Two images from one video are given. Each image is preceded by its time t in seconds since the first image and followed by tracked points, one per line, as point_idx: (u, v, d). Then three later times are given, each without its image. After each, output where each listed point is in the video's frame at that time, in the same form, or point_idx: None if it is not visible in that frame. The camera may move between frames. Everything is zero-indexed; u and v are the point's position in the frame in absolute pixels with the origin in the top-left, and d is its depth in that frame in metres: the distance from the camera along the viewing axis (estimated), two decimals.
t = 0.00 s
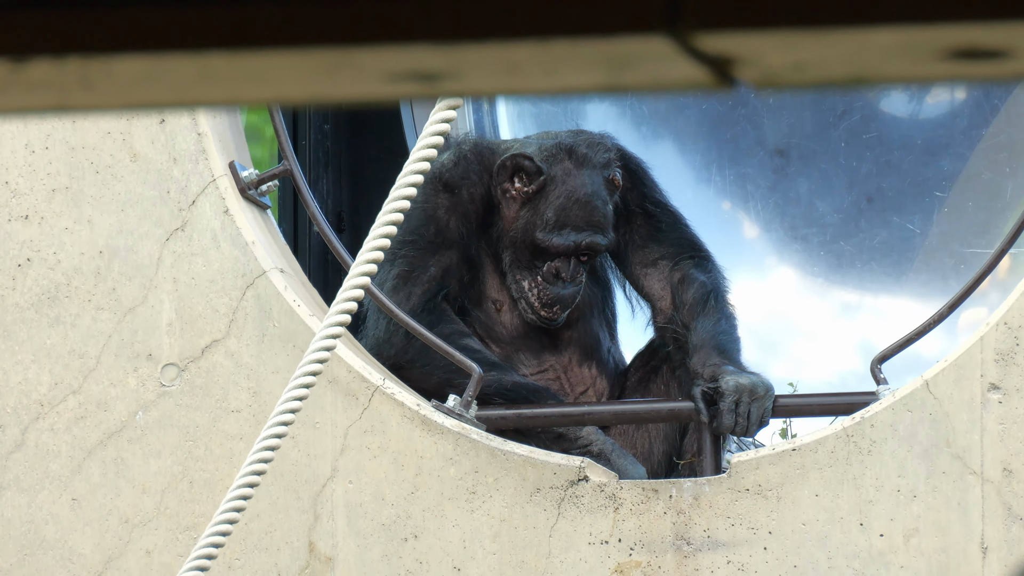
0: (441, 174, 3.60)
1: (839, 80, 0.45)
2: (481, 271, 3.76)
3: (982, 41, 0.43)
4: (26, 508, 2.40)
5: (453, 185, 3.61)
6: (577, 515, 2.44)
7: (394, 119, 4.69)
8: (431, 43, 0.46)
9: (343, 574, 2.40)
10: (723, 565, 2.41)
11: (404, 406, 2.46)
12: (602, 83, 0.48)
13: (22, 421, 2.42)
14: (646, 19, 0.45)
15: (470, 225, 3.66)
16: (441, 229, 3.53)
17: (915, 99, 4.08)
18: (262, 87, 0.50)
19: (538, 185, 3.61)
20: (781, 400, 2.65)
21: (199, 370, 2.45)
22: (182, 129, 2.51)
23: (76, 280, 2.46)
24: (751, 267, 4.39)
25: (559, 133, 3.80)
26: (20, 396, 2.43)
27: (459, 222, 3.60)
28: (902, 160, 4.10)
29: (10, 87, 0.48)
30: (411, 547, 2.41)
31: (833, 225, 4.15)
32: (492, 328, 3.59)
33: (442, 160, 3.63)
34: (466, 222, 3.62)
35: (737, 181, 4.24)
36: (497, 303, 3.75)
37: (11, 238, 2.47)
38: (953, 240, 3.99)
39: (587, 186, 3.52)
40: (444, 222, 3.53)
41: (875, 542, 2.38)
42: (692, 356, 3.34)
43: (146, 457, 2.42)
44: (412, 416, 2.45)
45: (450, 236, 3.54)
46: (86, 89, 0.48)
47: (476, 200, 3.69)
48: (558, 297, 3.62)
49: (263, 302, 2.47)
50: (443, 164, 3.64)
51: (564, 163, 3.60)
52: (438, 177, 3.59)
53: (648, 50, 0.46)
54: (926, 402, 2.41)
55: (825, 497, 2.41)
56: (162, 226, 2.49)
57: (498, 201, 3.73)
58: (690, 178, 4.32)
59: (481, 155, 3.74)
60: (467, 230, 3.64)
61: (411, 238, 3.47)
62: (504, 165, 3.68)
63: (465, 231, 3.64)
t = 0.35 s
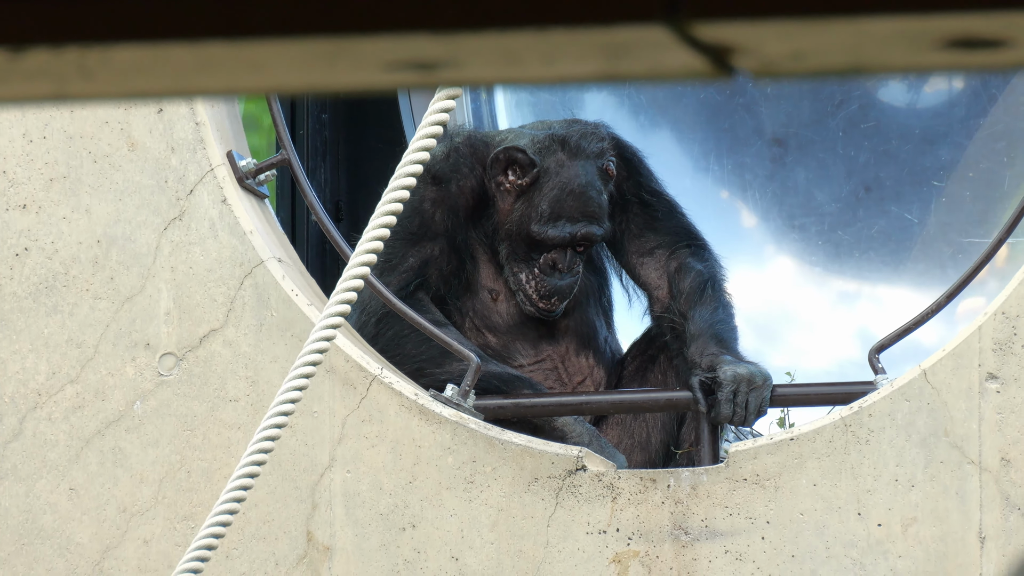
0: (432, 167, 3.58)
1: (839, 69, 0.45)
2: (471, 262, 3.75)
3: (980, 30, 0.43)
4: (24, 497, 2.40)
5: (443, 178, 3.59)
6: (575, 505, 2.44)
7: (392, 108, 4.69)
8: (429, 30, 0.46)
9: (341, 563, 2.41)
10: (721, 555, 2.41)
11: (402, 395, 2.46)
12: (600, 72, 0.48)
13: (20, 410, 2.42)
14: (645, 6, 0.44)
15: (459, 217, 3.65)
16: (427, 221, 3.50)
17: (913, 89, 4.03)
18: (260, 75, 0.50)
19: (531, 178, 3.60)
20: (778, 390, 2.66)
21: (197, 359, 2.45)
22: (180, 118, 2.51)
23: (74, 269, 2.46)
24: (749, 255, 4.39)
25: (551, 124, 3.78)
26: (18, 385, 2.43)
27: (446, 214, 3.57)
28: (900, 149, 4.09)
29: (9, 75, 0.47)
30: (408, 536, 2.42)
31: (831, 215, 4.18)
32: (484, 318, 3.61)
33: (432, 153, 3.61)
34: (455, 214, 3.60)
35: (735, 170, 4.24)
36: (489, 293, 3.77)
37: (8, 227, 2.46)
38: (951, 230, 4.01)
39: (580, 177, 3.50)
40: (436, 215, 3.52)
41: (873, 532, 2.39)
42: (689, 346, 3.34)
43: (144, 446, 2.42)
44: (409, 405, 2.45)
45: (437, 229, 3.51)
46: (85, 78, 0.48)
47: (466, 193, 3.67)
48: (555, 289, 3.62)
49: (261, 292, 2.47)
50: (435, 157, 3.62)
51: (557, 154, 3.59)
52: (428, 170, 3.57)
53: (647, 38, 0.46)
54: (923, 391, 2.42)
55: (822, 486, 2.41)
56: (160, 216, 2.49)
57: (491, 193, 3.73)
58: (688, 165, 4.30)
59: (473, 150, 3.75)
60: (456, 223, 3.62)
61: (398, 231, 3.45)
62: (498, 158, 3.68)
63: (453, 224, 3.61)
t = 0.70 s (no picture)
0: (427, 168, 3.57)
1: (837, 66, 0.46)
2: (468, 262, 3.75)
3: (979, 30, 0.43)
4: (21, 495, 2.40)
5: (437, 179, 3.58)
6: (573, 503, 2.44)
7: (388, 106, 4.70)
8: (427, 29, 0.46)
9: (338, 561, 2.40)
10: (718, 553, 2.42)
11: (400, 394, 2.46)
12: (598, 71, 0.48)
13: (18, 409, 2.42)
14: (643, 6, 0.44)
15: (455, 217, 3.63)
16: (422, 222, 3.50)
17: (911, 86, 4.02)
18: (258, 71, 0.49)
19: (525, 175, 3.59)
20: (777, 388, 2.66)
21: (195, 357, 2.45)
22: (178, 116, 2.50)
23: (71, 268, 2.46)
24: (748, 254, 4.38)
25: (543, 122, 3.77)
26: (15, 383, 2.43)
27: (442, 215, 3.56)
28: (897, 148, 4.08)
29: (7, 74, 0.47)
30: (406, 534, 2.42)
31: (829, 212, 4.15)
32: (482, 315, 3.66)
33: (427, 154, 3.60)
34: (450, 215, 3.59)
35: (732, 168, 4.21)
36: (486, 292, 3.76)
37: (6, 225, 2.46)
38: (948, 228, 3.99)
39: (574, 175, 3.51)
40: (430, 216, 3.52)
41: (870, 530, 2.39)
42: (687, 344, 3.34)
43: (142, 445, 2.42)
44: (407, 403, 2.45)
45: (432, 230, 3.52)
46: (82, 76, 0.48)
47: (461, 194, 3.66)
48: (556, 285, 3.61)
49: (258, 290, 2.47)
50: (430, 158, 3.61)
51: (551, 152, 3.60)
52: (422, 172, 3.55)
53: (645, 37, 0.46)
54: (921, 389, 2.42)
55: (820, 485, 2.42)
56: (158, 214, 2.48)
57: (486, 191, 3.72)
58: (686, 164, 4.30)
59: (469, 149, 3.72)
60: (452, 224, 3.62)
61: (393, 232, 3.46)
62: (492, 156, 3.66)
63: (448, 225, 3.60)
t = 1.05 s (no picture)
0: (415, 174, 3.55)
1: (832, 69, 0.45)
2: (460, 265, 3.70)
3: (975, 31, 0.43)
4: (18, 498, 2.40)
5: (426, 184, 3.55)
6: (570, 506, 2.44)
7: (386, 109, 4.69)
8: (424, 32, 0.46)
9: (335, 564, 2.40)
10: (715, 556, 2.41)
11: (396, 397, 2.46)
12: (594, 74, 0.48)
13: (14, 412, 2.42)
14: (639, 8, 0.44)
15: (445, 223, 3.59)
16: (404, 226, 3.47)
17: (907, 89, 4.05)
18: (253, 74, 0.49)
19: (533, 158, 3.66)
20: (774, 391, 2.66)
21: (191, 361, 2.44)
22: (174, 120, 2.50)
23: (68, 271, 2.46)
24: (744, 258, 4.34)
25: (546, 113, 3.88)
26: (12, 386, 2.43)
27: (429, 221, 3.51)
28: (894, 151, 4.09)
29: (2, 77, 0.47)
30: (403, 538, 2.42)
31: (826, 215, 4.13)
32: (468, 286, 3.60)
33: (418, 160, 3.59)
34: (439, 220, 3.55)
35: (728, 172, 4.21)
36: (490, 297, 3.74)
37: (2, 229, 2.46)
38: (945, 231, 3.99)
39: (583, 158, 3.58)
40: (417, 220, 3.49)
41: (867, 533, 2.39)
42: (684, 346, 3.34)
43: (139, 448, 2.41)
44: (404, 406, 2.45)
45: (416, 234, 3.48)
46: (79, 80, 0.48)
47: (451, 200, 3.62)
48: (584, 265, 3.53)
49: (255, 293, 2.47)
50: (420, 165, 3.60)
51: (553, 137, 3.69)
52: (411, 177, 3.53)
53: (640, 40, 0.46)
54: (918, 392, 2.42)
55: (817, 487, 2.42)
56: (155, 217, 2.48)
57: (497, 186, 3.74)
58: (682, 167, 4.28)
59: (462, 155, 3.70)
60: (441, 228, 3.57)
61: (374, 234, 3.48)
62: (495, 149, 3.70)
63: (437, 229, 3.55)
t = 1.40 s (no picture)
0: (416, 197, 3.52)
1: (828, 79, 0.46)
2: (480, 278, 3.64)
3: (970, 39, 0.43)
4: (14, 507, 2.39)
5: (428, 203, 3.53)
6: (566, 514, 2.44)
7: (382, 118, 4.70)
8: (421, 40, 0.46)
9: (331, 572, 2.39)
10: (712, 564, 2.41)
11: (393, 405, 2.45)
12: (589, 81, 0.48)
13: (10, 420, 2.41)
14: (635, 15, 0.45)
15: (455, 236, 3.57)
16: (420, 251, 3.44)
17: (903, 97, 4.07)
18: (250, 82, 0.50)
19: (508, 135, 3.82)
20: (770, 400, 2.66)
21: (188, 369, 2.44)
22: (171, 128, 2.50)
23: (65, 279, 2.45)
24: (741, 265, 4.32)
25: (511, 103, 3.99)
26: (8, 394, 2.42)
27: (440, 239, 3.49)
28: (890, 159, 4.09)
29: None
30: (400, 546, 2.41)
31: (822, 224, 4.12)
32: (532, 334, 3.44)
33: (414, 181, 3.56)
34: (450, 235, 3.53)
35: (726, 180, 4.18)
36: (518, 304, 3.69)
37: None
38: (942, 238, 3.99)
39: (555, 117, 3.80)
40: (431, 242, 3.46)
41: (864, 541, 2.39)
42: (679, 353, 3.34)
43: (135, 456, 2.41)
44: (400, 415, 2.45)
45: (433, 254, 3.45)
46: (74, 87, 0.48)
47: (454, 213, 3.62)
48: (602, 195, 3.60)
49: (252, 302, 2.46)
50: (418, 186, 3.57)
51: (518, 113, 3.90)
52: (410, 203, 3.50)
53: (637, 48, 0.46)
54: (914, 400, 2.42)
55: (813, 495, 2.42)
56: (151, 225, 2.48)
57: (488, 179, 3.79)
58: (680, 173, 4.30)
59: (452, 169, 3.73)
60: (455, 242, 3.54)
61: (395, 273, 3.40)
62: (468, 146, 3.81)
63: (451, 243, 3.52)
